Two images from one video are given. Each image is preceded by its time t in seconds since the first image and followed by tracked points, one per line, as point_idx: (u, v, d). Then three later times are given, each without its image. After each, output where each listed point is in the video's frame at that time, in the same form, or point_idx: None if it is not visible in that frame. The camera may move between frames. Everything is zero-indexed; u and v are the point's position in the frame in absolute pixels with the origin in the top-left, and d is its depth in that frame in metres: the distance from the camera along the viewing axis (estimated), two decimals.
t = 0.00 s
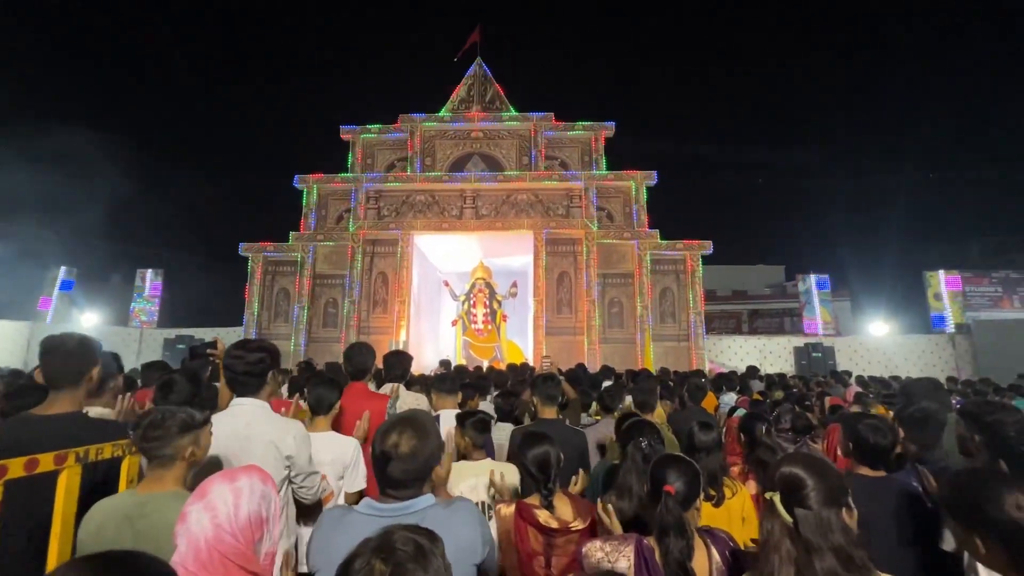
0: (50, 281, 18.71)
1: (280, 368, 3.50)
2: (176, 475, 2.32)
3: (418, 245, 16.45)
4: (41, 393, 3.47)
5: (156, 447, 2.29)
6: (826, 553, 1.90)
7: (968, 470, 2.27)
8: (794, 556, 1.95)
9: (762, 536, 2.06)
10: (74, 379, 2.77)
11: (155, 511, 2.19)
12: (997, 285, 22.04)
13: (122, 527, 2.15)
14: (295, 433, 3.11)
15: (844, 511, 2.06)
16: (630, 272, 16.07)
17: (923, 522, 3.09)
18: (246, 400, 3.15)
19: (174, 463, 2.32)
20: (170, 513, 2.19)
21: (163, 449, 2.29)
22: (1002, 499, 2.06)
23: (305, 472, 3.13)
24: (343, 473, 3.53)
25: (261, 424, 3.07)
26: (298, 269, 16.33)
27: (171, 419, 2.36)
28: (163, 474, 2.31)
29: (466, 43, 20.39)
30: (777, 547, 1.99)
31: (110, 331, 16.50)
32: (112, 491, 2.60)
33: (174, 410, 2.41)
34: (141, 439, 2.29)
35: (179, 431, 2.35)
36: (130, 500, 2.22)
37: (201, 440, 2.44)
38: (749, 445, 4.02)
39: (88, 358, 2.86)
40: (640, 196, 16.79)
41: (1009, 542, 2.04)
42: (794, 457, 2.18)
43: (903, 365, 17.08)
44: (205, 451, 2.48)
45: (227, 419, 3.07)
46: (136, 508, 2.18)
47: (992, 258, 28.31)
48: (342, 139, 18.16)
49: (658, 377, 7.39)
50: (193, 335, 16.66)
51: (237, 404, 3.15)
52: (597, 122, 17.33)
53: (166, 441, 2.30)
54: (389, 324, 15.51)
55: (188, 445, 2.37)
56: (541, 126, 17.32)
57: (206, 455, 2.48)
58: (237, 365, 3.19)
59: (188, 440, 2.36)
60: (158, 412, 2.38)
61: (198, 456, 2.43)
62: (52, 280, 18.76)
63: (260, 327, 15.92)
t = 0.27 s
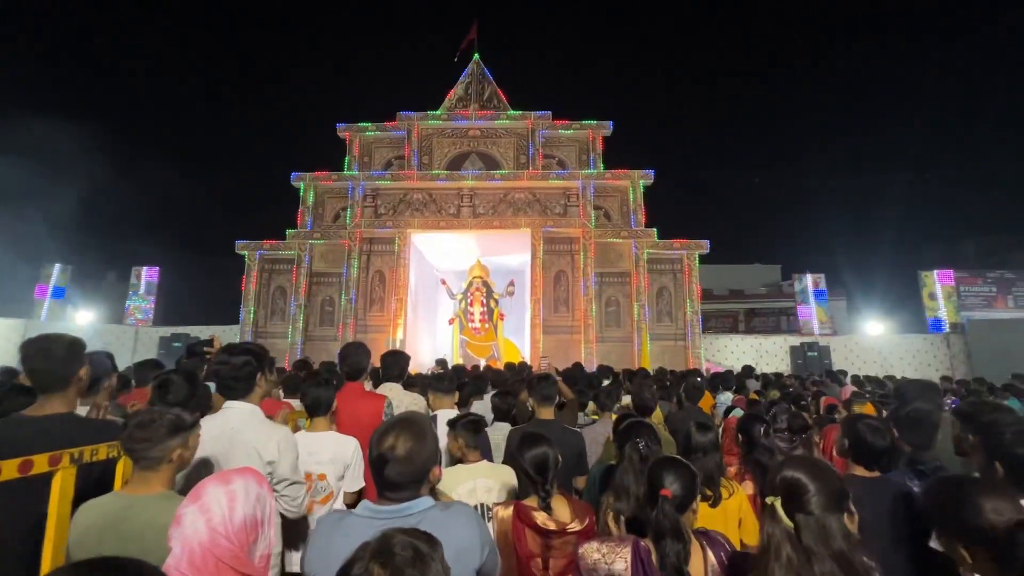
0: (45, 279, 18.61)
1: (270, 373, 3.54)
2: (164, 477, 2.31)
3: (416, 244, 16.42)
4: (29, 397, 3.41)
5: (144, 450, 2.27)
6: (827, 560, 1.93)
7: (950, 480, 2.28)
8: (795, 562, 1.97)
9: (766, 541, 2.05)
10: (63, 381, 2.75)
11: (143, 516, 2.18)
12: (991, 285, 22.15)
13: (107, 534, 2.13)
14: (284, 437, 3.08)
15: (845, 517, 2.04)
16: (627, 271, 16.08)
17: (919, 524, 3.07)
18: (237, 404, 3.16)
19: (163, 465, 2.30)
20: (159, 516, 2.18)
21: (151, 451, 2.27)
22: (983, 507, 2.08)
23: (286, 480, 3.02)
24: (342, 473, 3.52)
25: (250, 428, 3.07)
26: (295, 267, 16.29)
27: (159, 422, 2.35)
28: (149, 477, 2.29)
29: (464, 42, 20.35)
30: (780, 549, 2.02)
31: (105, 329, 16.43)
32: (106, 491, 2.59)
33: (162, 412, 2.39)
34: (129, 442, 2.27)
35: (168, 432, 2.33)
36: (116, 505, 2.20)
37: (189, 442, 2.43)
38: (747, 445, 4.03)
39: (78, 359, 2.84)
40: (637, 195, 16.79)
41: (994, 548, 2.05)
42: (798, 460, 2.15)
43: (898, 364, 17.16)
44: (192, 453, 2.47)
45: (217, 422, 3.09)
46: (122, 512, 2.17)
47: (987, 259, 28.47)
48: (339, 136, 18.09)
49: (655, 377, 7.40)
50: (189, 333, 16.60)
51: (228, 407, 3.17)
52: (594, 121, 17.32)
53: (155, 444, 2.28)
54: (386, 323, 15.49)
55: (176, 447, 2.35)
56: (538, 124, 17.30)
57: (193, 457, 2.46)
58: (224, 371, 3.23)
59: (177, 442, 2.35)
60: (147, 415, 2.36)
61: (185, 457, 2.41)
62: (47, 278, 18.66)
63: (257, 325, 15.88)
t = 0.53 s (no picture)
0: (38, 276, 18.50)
1: (269, 368, 3.49)
2: (154, 478, 2.31)
3: (412, 241, 16.40)
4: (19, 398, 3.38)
5: (136, 452, 2.27)
6: (821, 560, 1.93)
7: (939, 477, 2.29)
8: (790, 563, 1.94)
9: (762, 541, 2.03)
10: (52, 384, 2.74)
11: (130, 515, 2.18)
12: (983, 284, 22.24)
13: (94, 534, 2.13)
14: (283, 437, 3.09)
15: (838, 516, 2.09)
16: (624, 269, 16.09)
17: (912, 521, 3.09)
18: (238, 402, 3.15)
19: (155, 466, 2.31)
20: (149, 516, 2.18)
21: (141, 454, 2.27)
22: (971, 505, 2.10)
23: (291, 478, 3.06)
24: (341, 470, 3.52)
25: (248, 427, 3.07)
26: (291, 265, 16.25)
27: (149, 423, 2.35)
28: (140, 477, 2.30)
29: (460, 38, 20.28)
30: (776, 552, 1.98)
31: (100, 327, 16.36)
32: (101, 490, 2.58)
33: (152, 413, 2.39)
34: (120, 445, 2.26)
35: (157, 434, 2.33)
36: (107, 502, 2.22)
37: (179, 441, 2.42)
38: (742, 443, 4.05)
39: (71, 360, 2.82)
40: (633, 193, 16.81)
41: (981, 545, 2.06)
42: (790, 460, 2.21)
43: (891, 362, 17.24)
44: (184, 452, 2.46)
45: (218, 419, 3.07)
46: (111, 511, 2.17)
47: (981, 257, 28.57)
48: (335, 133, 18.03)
49: (651, 375, 7.43)
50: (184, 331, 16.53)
51: (228, 404, 3.16)
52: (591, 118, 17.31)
53: (145, 447, 2.28)
54: (382, 320, 15.47)
55: (167, 449, 2.35)
56: (535, 122, 17.28)
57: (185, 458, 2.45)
58: (225, 368, 3.20)
59: (166, 445, 2.34)
60: (137, 417, 2.36)
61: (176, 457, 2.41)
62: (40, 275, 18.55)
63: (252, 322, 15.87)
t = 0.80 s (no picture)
0: (36, 275, 18.46)
1: (280, 364, 3.45)
2: (149, 475, 2.31)
3: (411, 239, 16.39)
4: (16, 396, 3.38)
5: (128, 444, 2.28)
6: (821, 560, 1.92)
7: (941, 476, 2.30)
8: (791, 564, 1.94)
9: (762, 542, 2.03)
10: (48, 383, 2.73)
11: (123, 515, 2.17)
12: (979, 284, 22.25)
13: (89, 533, 2.13)
14: (299, 430, 3.10)
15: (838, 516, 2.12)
16: (623, 268, 16.09)
17: (907, 517, 3.12)
18: (250, 398, 3.14)
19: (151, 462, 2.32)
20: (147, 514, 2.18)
21: (136, 447, 2.28)
22: (977, 499, 2.09)
23: (307, 469, 3.12)
24: (339, 468, 3.52)
25: (265, 422, 3.05)
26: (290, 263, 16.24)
27: (146, 419, 2.34)
28: (135, 474, 2.29)
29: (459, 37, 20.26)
30: (776, 554, 1.98)
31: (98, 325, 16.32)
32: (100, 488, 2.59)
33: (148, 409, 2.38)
34: (116, 436, 2.28)
35: (152, 431, 2.33)
36: (103, 501, 2.21)
37: (175, 440, 2.41)
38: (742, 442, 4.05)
39: (67, 359, 2.81)
40: (632, 191, 16.81)
41: (980, 542, 2.07)
42: (786, 460, 2.25)
43: (890, 360, 17.25)
44: (181, 451, 2.45)
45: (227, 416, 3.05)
46: (109, 509, 2.17)
47: (981, 256, 28.58)
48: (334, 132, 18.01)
49: (650, 373, 7.43)
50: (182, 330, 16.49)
51: (237, 401, 3.13)
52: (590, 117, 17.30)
53: (137, 440, 2.29)
54: (381, 318, 15.46)
55: (164, 446, 2.36)
56: (534, 120, 17.26)
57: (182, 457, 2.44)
58: (236, 365, 3.17)
59: (160, 440, 2.34)
60: (135, 410, 2.36)
61: (172, 457, 2.40)
62: (38, 274, 18.51)
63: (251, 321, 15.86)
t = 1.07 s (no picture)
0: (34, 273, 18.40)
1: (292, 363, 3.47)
2: (151, 470, 2.31)
3: (410, 237, 16.39)
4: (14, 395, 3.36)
5: (128, 440, 2.30)
6: (824, 557, 1.93)
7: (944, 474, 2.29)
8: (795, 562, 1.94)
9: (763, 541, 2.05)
10: (48, 380, 2.72)
11: (126, 510, 2.17)
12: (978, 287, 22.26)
13: (91, 528, 2.13)
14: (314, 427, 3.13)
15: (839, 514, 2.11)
16: (622, 265, 16.11)
17: (906, 512, 3.13)
18: (263, 395, 3.14)
19: (149, 458, 2.32)
20: (146, 511, 2.17)
21: (133, 442, 2.30)
22: (981, 495, 2.10)
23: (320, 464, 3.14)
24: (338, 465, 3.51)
25: (280, 420, 3.05)
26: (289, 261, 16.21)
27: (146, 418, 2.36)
28: (136, 471, 2.30)
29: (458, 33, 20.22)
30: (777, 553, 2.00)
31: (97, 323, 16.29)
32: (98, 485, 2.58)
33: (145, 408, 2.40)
34: (117, 432, 2.32)
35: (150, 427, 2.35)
36: (103, 497, 2.21)
37: (174, 436, 2.40)
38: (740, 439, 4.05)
39: (66, 357, 2.80)
40: (632, 188, 16.80)
41: (982, 536, 2.10)
42: (786, 459, 2.24)
43: (888, 358, 17.29)
44: (183, 448, 2.45)
45: (241, 414, 3.04)
46: (111, 504, 2.17)
47: (979, 253, 28.61)
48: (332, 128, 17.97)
49: (649, 371, 7.45)
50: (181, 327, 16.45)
51: (250, 399, 3.12)
52: (589, 114, 17.29)
53: (136, 436, 2.31)
54: (380, 316, 15.46)
55: (162, 442, 2.35)
56: (533, 117, 17.24)
57: (184, 454, 2.44)
58: (247, 362, 3.18)
59: (157, 435, 2.34)
60: (135, 409, 2.40)
61: (173, 453, 2.40)
62: (36, 271, 18.46)
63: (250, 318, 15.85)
